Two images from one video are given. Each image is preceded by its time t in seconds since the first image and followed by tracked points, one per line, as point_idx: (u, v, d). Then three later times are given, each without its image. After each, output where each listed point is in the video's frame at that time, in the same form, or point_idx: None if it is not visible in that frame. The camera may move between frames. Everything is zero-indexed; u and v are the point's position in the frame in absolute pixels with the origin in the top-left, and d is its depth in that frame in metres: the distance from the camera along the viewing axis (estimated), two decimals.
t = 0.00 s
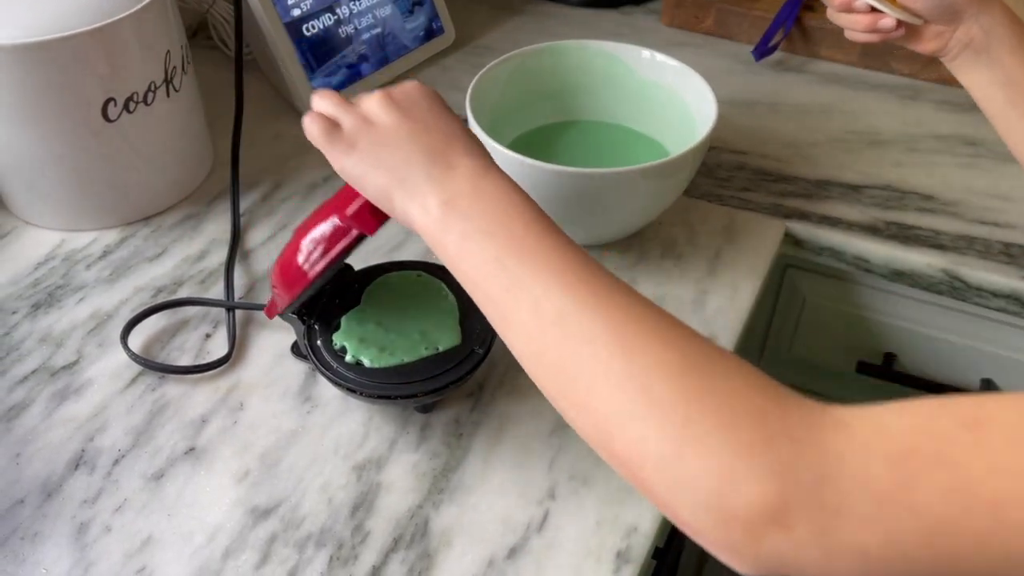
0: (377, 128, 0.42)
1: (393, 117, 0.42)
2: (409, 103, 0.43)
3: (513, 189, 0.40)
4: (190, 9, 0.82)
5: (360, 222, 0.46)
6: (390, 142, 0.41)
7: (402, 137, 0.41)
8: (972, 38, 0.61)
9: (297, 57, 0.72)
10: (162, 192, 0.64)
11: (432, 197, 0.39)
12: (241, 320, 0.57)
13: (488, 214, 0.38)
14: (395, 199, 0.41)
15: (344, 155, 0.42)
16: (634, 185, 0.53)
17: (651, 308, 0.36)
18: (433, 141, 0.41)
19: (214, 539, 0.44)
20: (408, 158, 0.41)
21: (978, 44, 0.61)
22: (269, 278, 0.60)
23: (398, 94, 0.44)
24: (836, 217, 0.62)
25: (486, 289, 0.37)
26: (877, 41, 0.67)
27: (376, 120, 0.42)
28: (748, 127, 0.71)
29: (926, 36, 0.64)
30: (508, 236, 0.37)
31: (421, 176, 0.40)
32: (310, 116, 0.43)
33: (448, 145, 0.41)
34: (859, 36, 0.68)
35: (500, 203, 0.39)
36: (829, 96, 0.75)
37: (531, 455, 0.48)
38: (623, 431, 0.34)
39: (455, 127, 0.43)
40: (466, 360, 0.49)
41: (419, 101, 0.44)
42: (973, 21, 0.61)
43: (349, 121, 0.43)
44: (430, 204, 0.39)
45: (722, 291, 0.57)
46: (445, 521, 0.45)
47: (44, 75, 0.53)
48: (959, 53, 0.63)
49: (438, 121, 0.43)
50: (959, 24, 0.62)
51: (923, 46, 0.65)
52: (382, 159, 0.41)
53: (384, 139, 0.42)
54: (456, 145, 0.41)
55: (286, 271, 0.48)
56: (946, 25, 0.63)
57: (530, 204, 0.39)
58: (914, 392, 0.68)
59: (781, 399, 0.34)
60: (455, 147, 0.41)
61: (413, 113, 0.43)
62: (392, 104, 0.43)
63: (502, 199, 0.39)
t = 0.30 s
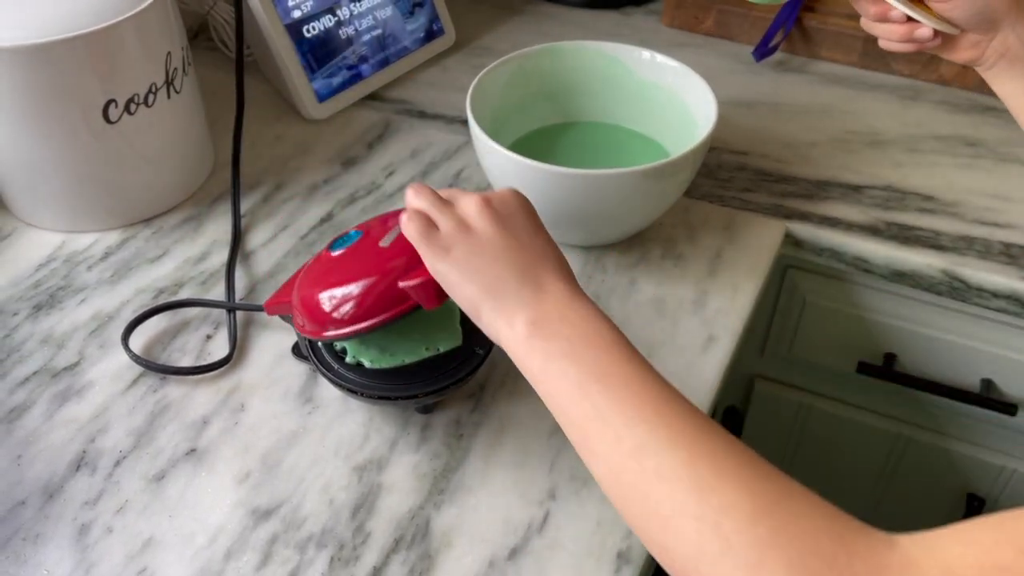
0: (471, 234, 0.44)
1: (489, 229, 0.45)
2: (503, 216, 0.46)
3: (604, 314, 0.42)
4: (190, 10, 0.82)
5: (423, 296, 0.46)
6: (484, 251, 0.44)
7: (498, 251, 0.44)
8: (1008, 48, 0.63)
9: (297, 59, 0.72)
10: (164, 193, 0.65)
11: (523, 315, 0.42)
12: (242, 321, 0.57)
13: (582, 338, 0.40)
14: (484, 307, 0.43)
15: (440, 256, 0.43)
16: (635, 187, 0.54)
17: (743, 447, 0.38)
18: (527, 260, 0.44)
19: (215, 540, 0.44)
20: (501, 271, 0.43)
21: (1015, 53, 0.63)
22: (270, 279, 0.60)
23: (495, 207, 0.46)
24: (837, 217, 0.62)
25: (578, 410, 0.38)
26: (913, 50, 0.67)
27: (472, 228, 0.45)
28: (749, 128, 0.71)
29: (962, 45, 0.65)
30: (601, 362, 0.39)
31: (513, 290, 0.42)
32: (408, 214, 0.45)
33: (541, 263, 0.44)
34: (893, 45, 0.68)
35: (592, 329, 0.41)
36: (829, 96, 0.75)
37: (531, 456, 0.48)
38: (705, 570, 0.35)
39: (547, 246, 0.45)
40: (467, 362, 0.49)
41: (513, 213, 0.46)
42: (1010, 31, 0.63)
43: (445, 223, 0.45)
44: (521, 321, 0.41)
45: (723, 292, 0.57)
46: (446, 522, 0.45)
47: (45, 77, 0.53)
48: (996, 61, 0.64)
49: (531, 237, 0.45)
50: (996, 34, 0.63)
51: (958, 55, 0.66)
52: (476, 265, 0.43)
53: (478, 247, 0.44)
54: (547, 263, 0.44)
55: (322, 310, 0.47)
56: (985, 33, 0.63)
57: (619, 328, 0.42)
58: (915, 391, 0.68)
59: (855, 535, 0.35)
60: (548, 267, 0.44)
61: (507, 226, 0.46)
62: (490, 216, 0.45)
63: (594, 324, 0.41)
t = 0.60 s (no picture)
0: (520, 352, 0.44)
1: (539, 352, 0.44)
2: (550, 331, 0.46)
3: (652, 439, 0.43)
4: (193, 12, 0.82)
5: (450, 379, 0.46)
6: (537, 378, 0.44)
7: (545, 373, 0.44)
8: None
9: (299, 61, 0.72)
10: (165, 195, 0.65)
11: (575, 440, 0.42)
12: (244, 323, 0.57)
13: (639, 470, 0.40)
14: (533, 433, 0.43)
15: (492, 376, 0.43)
16: (635, 189, 0.54)
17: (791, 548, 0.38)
18: (578, 383, 0.44)
19: (217, 541, 0.44)
20: (552, 396, 0.43)
21: None
22: (272, 281, 0.60)
23: (543, 324, 0.46)
24: (836, 219, 0.62)
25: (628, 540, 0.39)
26: (929, 63, 0.67)
27: (521, 349, 0.44)
28: (748, 130, 0.72)
29: (980, 58, 0.66)
30: (660, 492, 0.40)
31: (566, 420, 0.43)
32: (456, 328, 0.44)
33: (592, 388, 0.44)
34: (909, 57, 0.68)
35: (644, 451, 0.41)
36: (828, 98, 0.76)
37: (531, 457, 0.48)
38: None
39: (591, 364, 0.45)
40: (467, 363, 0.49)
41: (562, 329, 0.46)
42: None
43: (495, 340, 0.44)
44: (572, 447, 0.42)
45: (722, 293, 0.57)
46: (447, 523, 0.45)
47: (48, 80, 0.54)
48: (1013, 75, 0.66)
49: (580, 357, 0.45)
50: (1014, 48, 0.64)
51: (975, 68, 0.67)
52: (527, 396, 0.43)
53: (530, 372, 0.44)
54: (597, 387, 0.44)
55: (330, 344, 0.47)
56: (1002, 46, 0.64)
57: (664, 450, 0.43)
58: (913, 392, 0.69)
59: None
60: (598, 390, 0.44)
61: (556, 344, 0.45)
62: (538, 334, 0.45)
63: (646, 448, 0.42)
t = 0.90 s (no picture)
0: (520, 367, 0.45)
1: (539, 365, 0.45)
2: (552, 346, 0.46)
3: (660, 447, 0.43)
4: (195, 17, 0.83)
5: (451, 384, 0.47)
6: (542, 394, 0.44)
7: (547, 386, 0.44)
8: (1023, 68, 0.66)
9: (301, 66, 0.73)
10: (166, 199, 0.65)
11: (585, 457, 0.42)
12: (246, 327, 0.57)
13: (651, 478, 0.40)
14: (541, 448, 0.43)
15: (495, 394, 0.44)
16: (635, 193, 0.54)
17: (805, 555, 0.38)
18: (583, 397, 0.44)
19: (219, 544, 0.45)
20: (555, 409, 0.44)
21: None
22: (273, 285, 0.60)
23: (543, 337, 0.46)
24: (835, 224, 0.62)
25: (647, 552, 0.39)
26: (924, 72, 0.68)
27: (522, 363, 0.45)
28: (748, 134, 0.72)
29: (974, 66, 0.68)
30: (673, 499, 0.39)
31: (575, 434, 0.43)
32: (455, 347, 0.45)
33: (597, 399, 0.44)
34: (904, 65, 0.69)
35: (653, 458, 0.41)
36: (827, 102, 0.76)
37: (531, 461, 0.48)
38: None
39: (593, 375, 0.46)
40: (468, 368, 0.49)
41: (564, 343, 0.47)
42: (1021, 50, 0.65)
43: (496, 357, 0.45)
44: (580, 460, 0.42)
45: (722, 297, 0.58)
46: (447, 527, 0.45)
47: (51, 86, 0.54)
48: (1008, 81, 0.68)
49: (582, 370, 0.46)
50: (1009, 54, 0.66)
51: (972, 75, 0.69)
52: (535, 414, 0.44)
53: (535, 391, 0.44)
54: (599, 398, 0.44)
55: (330, 349, 0.47)
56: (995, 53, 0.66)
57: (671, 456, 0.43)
58: (910, 396, 0.69)
59: None
60: (604, 402, 0.44)
61: (560, 360, 0.45)
62: (540, 347, 0.46)
63: (656, 455, 0.42)
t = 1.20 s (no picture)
0: (651, 391, 0.42)
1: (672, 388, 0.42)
2: (691, 363, 0.43)
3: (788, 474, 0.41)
4: (195, 22, 0.83)
5: (451, 390, 0.47)
6: (675, 422, 0.41)
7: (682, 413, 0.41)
8: (991, 74, 0.69)
9: (301, 71, 0.73)
10: (167, 204, 0.65)
11: (725, 501, 0.40)
12: (246, 332, 0.58)
13: (780, 519, 0.39)
14: (672, 478, 0.41)
15: (622, 422, 0.41)
16: (634, 199, 0.54)
17: None
18: (720, 424, 0.41)
19: (220, 549, 0.45)
20: (690, 439, 0.41)
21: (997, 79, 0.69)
22: (273, 289, 0.61)
23: (675, 353, 0.43)
24: (834, 228, 0.62)
25: None
26: (894, 82, 0.71)
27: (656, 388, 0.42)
28: (747, 139, 0.72)
29: (945, 74, 0.72)
30: (802, 542, 0.38)
31: (710, 467, 0.40)
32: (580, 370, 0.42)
33: (733, 425, 0.41)
34: (875, 79, 0.72)
35: (782, 493, 0.40)
36: (826, 107, 0.76)
37: (531, 465, 0.48)
38: None
39: (727, 393, 0.43)
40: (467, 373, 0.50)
41: (682, 360, 0.43)
42: (989, 57, 0.69)
43: (618, 381, 0.42)
44: (715, 495, 0.40)
45: (721, 301, 0.58)
46: (447, 531, 0.45)
47: (52, 92, 0.54)
48: (978, 87, 0.71)
49: (714, 389, 0.42)
50: (976, 62, 0.69)
51: (943, 82, 0.73)
52: (665, 445, 0.41)
53: (664, 420, 0.41)
54: (735, 423, 0.42)
55: (330, 353, 0.47)
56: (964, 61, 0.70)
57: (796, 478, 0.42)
58: (909, 399, 0.69)
59: None
60: (737, 426, 0.42)
61: (695, 379, 0.42)
62: (674, 366, 0.42)
63: (785, 488, 0.40)
